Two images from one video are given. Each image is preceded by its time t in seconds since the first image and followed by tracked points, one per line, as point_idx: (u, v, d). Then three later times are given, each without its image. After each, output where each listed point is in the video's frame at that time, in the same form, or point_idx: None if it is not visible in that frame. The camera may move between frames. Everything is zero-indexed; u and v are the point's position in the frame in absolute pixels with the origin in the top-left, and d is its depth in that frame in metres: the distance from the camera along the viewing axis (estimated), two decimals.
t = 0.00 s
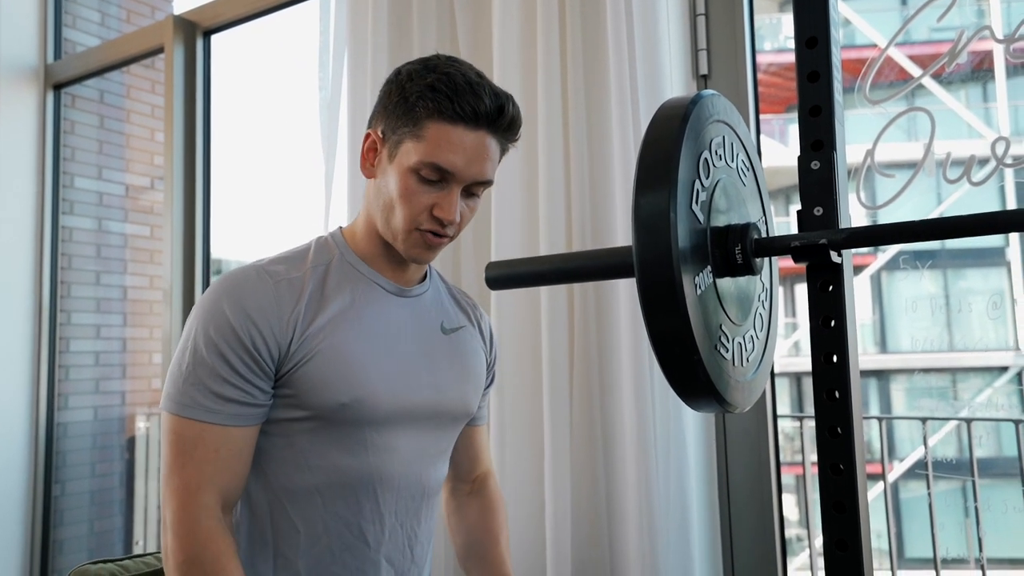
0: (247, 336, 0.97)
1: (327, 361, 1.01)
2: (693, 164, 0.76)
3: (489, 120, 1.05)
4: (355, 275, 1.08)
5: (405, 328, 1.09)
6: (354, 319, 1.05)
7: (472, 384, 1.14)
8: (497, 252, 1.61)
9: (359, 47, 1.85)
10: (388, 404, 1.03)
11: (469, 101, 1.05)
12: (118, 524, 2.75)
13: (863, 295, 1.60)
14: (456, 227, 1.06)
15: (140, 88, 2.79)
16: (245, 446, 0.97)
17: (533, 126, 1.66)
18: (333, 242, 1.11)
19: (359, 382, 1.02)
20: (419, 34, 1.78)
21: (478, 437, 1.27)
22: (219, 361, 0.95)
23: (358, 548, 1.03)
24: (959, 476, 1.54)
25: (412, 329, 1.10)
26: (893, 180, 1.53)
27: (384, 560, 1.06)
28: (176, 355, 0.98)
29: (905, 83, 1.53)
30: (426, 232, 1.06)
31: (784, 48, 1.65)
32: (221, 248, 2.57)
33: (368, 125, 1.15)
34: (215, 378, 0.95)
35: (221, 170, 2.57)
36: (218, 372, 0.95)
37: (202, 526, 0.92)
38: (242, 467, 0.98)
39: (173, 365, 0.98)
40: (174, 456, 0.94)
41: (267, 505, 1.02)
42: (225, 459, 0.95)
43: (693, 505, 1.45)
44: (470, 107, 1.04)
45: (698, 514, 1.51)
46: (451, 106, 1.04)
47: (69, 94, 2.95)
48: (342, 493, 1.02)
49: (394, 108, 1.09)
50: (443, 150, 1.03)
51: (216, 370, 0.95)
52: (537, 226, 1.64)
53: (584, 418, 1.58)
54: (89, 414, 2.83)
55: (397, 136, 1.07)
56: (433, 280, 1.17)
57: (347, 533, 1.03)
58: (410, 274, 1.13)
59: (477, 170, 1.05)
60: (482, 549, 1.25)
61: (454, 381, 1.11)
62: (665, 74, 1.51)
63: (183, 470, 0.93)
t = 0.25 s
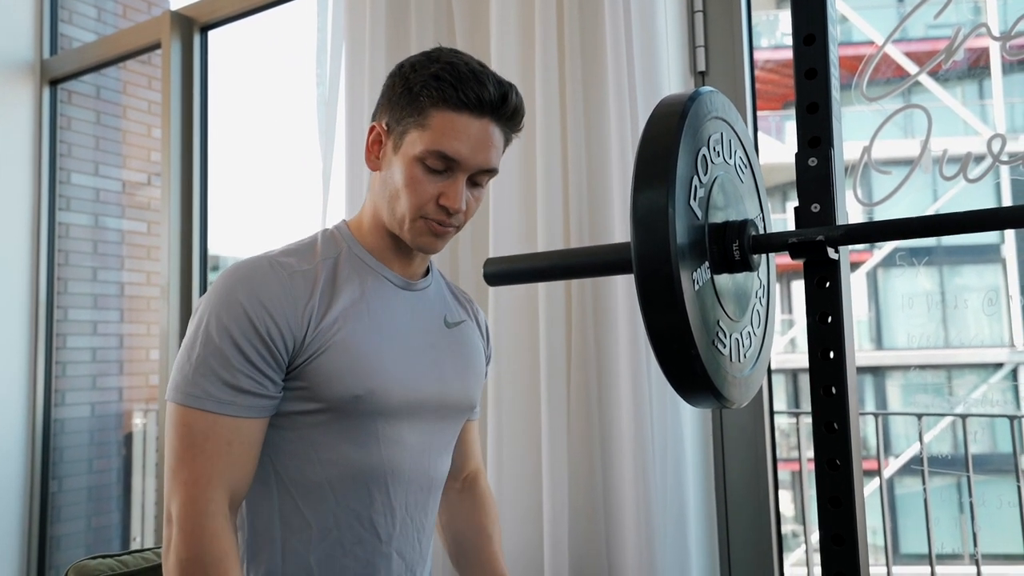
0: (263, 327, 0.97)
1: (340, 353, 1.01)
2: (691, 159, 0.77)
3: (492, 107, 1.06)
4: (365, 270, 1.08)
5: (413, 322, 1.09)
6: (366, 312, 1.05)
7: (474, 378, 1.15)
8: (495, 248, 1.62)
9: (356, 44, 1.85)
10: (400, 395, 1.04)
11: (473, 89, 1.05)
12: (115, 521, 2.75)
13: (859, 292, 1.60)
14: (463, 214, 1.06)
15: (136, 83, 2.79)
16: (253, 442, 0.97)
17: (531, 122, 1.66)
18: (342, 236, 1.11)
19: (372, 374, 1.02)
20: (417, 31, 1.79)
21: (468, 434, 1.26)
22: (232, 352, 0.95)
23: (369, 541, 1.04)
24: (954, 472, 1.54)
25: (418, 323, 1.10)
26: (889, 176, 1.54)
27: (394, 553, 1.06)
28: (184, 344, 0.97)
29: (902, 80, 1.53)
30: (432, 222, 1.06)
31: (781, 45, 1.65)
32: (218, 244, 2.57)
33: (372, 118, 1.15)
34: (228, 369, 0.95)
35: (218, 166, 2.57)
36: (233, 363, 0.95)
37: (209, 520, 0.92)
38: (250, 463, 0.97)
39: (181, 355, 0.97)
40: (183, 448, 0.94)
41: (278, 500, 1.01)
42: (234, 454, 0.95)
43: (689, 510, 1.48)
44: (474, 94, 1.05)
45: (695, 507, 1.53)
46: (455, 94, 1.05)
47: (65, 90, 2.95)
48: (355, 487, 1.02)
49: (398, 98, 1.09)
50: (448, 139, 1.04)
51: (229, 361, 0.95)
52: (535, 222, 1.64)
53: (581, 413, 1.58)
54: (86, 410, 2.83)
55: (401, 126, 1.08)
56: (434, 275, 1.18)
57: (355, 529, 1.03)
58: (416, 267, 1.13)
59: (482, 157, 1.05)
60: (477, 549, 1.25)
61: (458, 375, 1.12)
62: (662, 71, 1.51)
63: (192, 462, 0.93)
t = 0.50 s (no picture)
0: (258, 314, 0.97)
1: (334, 342, 1.01)
2: (687, 157, 0.77)
3: (459, 80, 1.10)
4: (360, 263, 1.09)
5: (409, 315, 1.10)
6: (360, 303, 1.05)
7: (473, 372, 1.15)
8: (491, 245, 1.62)
9: (352, 41, 1.85)
10: (393, 385, 1.04)
11: (438, 65, 1.11)
12: (109, 518, 2.75)
13: (853, 289, 1.61)
14: (442, 190, 1.08)
15: (130, 79, 2.78)
16: (254, 426, 0.97)
17: (527, 120, 1.66)
18: (339, 232, 1.12)
19: (364, 363, 1.02)
20: (413, 27, 1.78)
21: (477, 431, 1.27)
22: (230, 338, 0.95)
23: (365, 533, 1.03)
24: (947, 468, 1.55)
25: (415, 316, 1.10)
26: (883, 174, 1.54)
27: (391, 546, 1.06)
28: (185, 336, 0.98)
29: (897, 78, 1.54)
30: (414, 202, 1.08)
31: (776, 43, 1.66)
32: (213, 241, 2.56)
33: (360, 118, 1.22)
34: (226, 355, 0.95)
35: (214, 162, 2.57)
36: (231, 349, 0.95)
37: (211, 503, 0.91)
38: (252, 447, 0.97)
39: (182, 346, 0.98)
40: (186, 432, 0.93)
41: (274, 491, 1.01)
42: (236, 437, 0.95)
43: (685, 511, 1.48)
44: (439, 70, 1.10)
45: (690, 503, 1.53)
46: (422, 73, 1.10)
47: (59, 85, 2.94)
48: (350, 478, 1.02)
49: (376, 90, 1.16)
50: (417, 115, 1.08)
51: (226, 347, 0.95)
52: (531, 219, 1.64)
53: (576, 408, 1.58)
54: (80, 407, 2.83)
55: (380, 115, 1.14)
56: (434, 271, 1.18)
57: (353, 523, 1.03)
58: (415, 263, 1.14)
59: (454, 129, 1.09)
60: (492, 548, 1.26)
61: (455, 368, 1.12)
62: (659, 69, 1.51)
63: (194, 445, 0.93)
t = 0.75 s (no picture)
0: (249, 312, 0.97)
1: (327, 338, 1.01)
2: (682, 156, 0.77)
3: (438, 74, 1.11)
4: (355, 260, 1.09)
5: (406, 313, 1.10)
6: (354, 299, 1.05)
7: (470, 371, 1.15)
8: (485, 243, 1.62)
9: (346, 39, 1.85)
10: (385, 381, 1.04)
11: (417, 62, 1.12)
12: (101, 518, 2.74)
13: (845, 287, 1.62)
14: (430, 182, 1.08)
15: (122, 77, 2.77)
16: (243, 421, 0.97)
17: (521, 119, 1.67)
18: (334, 233, 1.12)
19: (356, 358, 1.02)
20: (406, 24, 1.78)
21: (479, 431, 1.28)
22: (222, 335, 0.95)
23: (360, 528, 1.03)
24: (938, 466, 1.56)
25: (410, 314, 1.10)
26: (875, 173, 1.55)
27: (386, 542, 1.05)
28: (179, 332, 0.98)
29: (888, 77, 1.54)
30: (403, 196, 1.08)
31: (768, 41, 1.66)
32: (206, 240, 2.56)
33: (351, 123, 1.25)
34: (217, 351, 0.95)
35: (206, 161, 2.56)
36: (222, 346, 0.95)
37: (197, 496, 0.91)
38: (240, 441, 0.97)
39: (175, 343, 0.97)
40: (177, 425, 0.93)
41: (269, 487, 1.01)
42: (224, 431, 0.95)
43: (679, 504, 1.48)
44: (418, 66, 1.11)
45: (684, 501, 1.53)
46: (402, 71, 1.12)
47: (50, 84, 2.92)
48: (344, 473, 1.02)
49: (362, 93, 1.18)
50: (400, 112, 1.09)
51: (218, 343, 0.95)
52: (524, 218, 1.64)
53: (571, 406, 1.59)
54: (72, 407, 2.81)
55: (366, 117, 1.16)
56: (432, 271, 1.18)
57: (350, 521, 1.03)
58: (412, 263, 1.14)
59: (437, 122, 1.09)
60: (494, 547, 1.25)
61: (451, 366, 1.12)
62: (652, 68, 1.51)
63: (183, 438, 0.93)
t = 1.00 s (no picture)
0: (247, 322, 0.97)
1: (325, 345, 1.01)
2: (678, 161, 0.77)
3: (430, 78, 1.11)
4: (354, 268, 1.09)
5: (405, 321, 1.09)
6: (353, 307, 1.05)
7: (471, 378, 1.14)
8: (482, 249, 1.62)
9: (341, 45, 1.85)
10: (384, 387, 1.03)
11: (409, 67, 1.12)
12: (96, 527, 2.72)
13: (840, 291, 1.62)
14: (427, 185, 1.08)
15: (116, 85, 2.76)
16: (241, 434, 0.97)
17: (517, 125, 1.67)
18: (335, 240, 1.12)
19: (355, 365, 1.01)
20: (401, 30, 1.78)
21: (476, 437, 1.28)
22: (219, 345, 0.96)
23: (358, 536, 1.03)
24: (933, 469, 1.56)
25: (410, 321, 1.10)
26: (870, 177, 1.55)
27: (386, 550, 1.05)
28: (179, 341, 0.99)
29: (880, 82, 1.55)
30: (400, 199, 1.08)
31: (760, 47, 1.67)
32: (201, 247, 2.55)
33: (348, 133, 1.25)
34: (214, 361, 0.95)
35: (201, 168, 2.56)
36: (218, 356, 0.95)
37: (191, 510, 0.92)
38: (238, 454, 0.97)
39: (175, 351, 0.98)
40: (177, 434, 0.94)
41: (270, 494, 1.01)
42: (222, 445, 0.95)
43: (677, 512, 1.49)
44: (411, 71, 1.12)
45: (682, 506, 1.53)
46: (395, 76, 1.12)
47: (44, 91, 2.92)
48: (343, 481, 1.01)
49: (357, 102, 1.19)
50: (395, 117, 1.10)
51: (215, 353, 0.95)
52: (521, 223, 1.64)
53: (569, 412, 1.59)
54: (66, 415, 2.80)
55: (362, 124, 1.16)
56: (433, 278, 1.18)
57: (352, 529, 1.02)
58: (412, 270, 1.14)
59: (431, 126, 1.10)
60: (495, 554, 1.25)
61: (451, 372, 1.11)
62: (647, 73, 1.52)
63: (182, 451, 0.94)
